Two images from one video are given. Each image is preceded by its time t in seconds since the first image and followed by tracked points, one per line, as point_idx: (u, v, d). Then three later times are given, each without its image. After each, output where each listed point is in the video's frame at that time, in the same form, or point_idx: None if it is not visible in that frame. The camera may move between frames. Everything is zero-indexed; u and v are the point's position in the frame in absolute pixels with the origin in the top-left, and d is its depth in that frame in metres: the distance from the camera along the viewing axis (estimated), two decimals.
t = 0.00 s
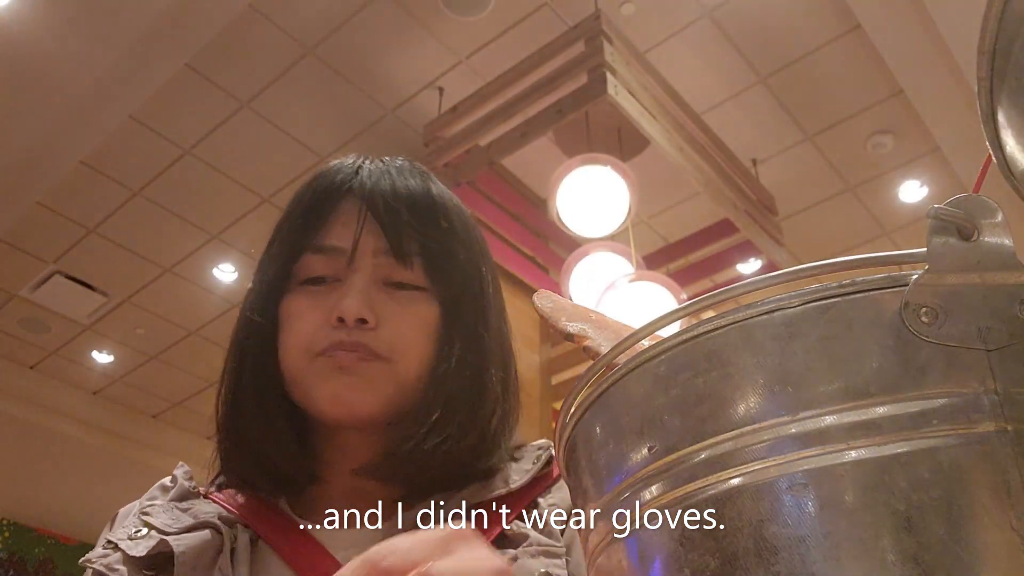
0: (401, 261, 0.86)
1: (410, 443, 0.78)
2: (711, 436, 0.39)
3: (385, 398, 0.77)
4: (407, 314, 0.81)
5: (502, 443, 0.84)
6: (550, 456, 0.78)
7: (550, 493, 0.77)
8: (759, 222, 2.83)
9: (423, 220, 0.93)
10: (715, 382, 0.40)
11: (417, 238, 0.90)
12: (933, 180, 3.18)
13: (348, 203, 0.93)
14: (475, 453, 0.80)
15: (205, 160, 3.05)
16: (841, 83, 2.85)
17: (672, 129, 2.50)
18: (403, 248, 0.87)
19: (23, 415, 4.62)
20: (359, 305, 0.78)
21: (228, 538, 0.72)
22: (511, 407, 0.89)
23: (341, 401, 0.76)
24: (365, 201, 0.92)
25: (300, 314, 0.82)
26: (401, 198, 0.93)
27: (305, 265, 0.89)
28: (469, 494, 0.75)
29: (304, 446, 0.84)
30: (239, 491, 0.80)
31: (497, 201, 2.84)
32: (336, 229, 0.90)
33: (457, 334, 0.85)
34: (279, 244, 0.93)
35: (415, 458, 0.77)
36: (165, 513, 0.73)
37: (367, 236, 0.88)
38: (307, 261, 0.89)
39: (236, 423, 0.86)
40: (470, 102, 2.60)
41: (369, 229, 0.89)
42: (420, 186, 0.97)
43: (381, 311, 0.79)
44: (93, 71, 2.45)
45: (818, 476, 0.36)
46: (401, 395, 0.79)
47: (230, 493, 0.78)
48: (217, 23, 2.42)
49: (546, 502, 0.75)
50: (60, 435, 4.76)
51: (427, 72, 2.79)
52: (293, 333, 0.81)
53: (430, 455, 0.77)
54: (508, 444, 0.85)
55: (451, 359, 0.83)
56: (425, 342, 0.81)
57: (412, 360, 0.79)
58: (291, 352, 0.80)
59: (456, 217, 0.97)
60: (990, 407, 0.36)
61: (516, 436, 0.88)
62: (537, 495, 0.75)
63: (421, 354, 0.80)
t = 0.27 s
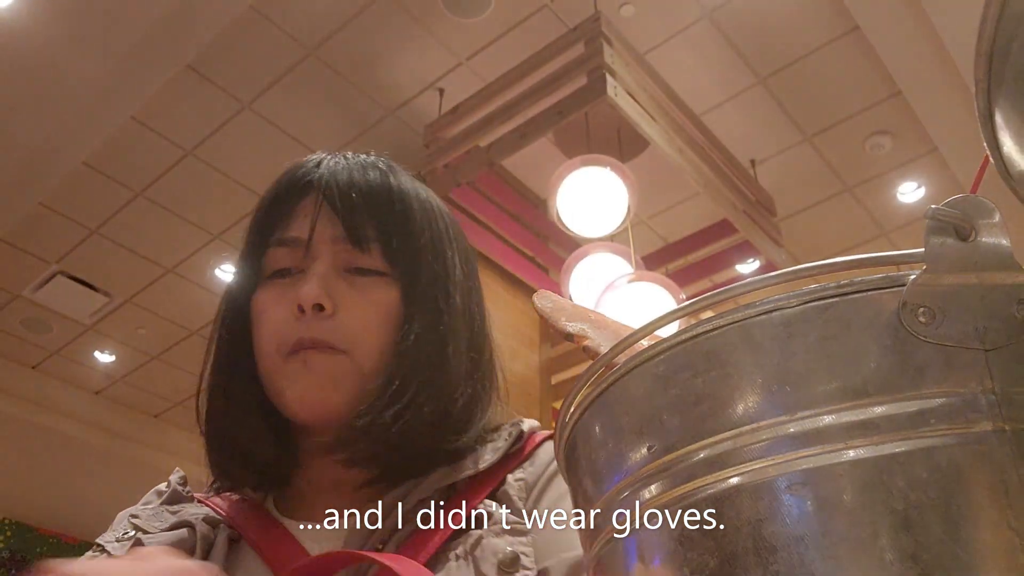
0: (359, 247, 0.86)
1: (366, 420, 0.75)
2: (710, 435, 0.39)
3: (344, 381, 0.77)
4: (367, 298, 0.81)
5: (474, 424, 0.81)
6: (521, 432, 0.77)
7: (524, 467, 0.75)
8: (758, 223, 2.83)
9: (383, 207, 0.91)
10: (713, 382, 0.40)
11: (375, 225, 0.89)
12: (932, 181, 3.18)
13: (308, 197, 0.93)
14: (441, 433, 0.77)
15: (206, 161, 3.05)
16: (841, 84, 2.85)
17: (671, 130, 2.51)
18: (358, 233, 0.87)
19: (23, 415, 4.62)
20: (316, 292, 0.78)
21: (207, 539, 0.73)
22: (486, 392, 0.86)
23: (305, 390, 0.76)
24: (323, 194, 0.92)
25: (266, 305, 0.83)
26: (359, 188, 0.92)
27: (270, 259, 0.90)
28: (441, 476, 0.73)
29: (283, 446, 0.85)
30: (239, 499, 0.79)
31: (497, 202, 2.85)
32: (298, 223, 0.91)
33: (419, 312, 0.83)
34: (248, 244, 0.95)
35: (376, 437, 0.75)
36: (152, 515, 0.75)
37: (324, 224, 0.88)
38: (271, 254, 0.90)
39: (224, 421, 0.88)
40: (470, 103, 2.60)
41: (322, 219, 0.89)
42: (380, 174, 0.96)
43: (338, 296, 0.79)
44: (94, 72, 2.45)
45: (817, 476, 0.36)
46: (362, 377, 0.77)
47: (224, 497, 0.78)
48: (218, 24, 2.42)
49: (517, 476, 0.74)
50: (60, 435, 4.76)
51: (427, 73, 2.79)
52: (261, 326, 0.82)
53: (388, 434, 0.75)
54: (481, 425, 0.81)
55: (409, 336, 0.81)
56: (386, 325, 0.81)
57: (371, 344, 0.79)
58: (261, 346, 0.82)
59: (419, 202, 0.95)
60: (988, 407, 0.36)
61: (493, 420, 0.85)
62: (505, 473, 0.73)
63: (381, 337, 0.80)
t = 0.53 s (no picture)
0: (333, 238, 0.85)
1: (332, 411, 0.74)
2: (710, 435, 0.39)
3: (311, 367, 0.76)
4: (342, 287, 0.81)
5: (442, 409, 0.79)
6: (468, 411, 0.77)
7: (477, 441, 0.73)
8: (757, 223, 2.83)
9: (357, 200, 0.90)
10: (713, 381, 0.40)
11: (347, 218, 0.88)
12: (931, 181, 3.18)
13: (287, 192, 0.93)
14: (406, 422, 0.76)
15: (206, 161, 3.05)
16: (841, 84, 2.85)
17: (670, 130, 2.51)
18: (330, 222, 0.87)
19: (23, 415, 4.62)
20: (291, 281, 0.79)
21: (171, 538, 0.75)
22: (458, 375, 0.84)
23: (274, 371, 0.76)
24: (299, 189, 0.92)
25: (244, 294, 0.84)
26: (334, 181, 0.91)
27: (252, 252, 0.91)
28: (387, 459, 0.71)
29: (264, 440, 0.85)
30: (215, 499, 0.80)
31: (497, 202, 2.85)
32: (276, 215, 0.91)
33: (385, 302, 0.81)
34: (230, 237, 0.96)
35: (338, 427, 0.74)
36: (128, 523, 0.79)
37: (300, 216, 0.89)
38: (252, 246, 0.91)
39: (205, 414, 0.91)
40: (470, 103, 2.60)
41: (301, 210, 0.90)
42: (356, 168, 0.94)
43: (314, 285, 0.80)
44: (94, 72, 2.45)
45: (818, 476, 0.36)
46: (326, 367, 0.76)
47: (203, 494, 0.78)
48: (218, 24, 2.42)
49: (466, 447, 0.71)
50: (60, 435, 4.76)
51: (427, 73, 2.79)
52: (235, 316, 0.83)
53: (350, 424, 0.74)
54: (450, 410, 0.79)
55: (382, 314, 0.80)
56: (352, 315, 0.79)
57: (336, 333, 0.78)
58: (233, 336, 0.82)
59: (396, 194, 0.93)
60: (988, 406, 0.36)
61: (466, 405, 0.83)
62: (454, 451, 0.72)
63: (348, 327, 0.79)
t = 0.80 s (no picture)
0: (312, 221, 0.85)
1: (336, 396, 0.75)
2: (710, 435, 0.39)
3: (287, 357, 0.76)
4: (318, 273, 0.80)
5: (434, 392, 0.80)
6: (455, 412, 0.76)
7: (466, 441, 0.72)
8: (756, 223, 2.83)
9: (333, 182, 0.90)
10: (713, 381, 0.40)
11: (327, 200, 0.88)
12: (931, 181, 3.18)
13: (262, 175, 0.93)
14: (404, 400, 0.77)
15: (206, 161, 3.05)
16: (841, 84, 2.85)
17: (671, 130, 2.50)
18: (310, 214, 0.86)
19: (23, 416, 4.62)
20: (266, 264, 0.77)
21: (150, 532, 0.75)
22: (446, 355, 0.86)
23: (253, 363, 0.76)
24: (277, 172, 0.92)
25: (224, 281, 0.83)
26: (311, 164, 0.92)
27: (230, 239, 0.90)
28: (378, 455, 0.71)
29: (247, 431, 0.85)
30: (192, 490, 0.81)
31: (496, 201, 2.85)
32: (251, 200, 0.91)
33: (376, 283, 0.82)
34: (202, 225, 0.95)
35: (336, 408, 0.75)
36: (105, 511, 0.78)
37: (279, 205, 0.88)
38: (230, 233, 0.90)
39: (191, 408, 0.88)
40: (470, 103, 2.60)
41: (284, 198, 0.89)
42: (334, 152, 0.95)
43: (293, 268, 0.79)
44: (95, 72, 2.45)
45: (818, 476, 0.36)
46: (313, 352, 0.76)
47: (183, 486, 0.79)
48: (218, 24, 2.42)
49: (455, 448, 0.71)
50: (60, 435, 4.76)
51: (427, 73, 2.79)
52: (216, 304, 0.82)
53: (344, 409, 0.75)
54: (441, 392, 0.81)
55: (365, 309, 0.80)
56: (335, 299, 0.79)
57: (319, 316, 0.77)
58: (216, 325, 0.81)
59: (374, 177, 0.94)
60: (988, 406, 0.36)
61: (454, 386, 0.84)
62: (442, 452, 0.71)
63: (336, 311, 0.79)
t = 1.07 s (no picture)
0: (292, 222, 0.85)
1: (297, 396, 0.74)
2: (711, 435, 0.39)
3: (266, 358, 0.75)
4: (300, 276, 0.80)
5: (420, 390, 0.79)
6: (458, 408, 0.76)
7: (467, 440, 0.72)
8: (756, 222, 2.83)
9: (319, 179, 0.89)
10: (713, 381, 0.40)
11: (300, 199, 0.87)
12: (932, 181, 3.18)
13: (242, 183, 0.93)
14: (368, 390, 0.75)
15: (206, 160, 3.05)
16: (841, 84, 2.85)
17: (671, 130, 2.51)
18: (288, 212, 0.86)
19: (24, 415, 4.62)
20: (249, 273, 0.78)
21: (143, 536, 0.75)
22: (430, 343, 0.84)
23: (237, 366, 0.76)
24: (254, 177, 0.91)
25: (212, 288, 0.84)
26: (284, 165, 0.90)
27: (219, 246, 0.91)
28: (370, 457, 0.71)
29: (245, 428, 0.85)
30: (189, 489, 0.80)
31: (496, 201, 2.85)
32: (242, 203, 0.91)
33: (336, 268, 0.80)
34: (194, 238, 0.97)
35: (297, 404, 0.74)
36: (104, 511, 0.79)
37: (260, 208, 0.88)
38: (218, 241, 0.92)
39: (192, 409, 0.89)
40: (470, 103, 2.60)
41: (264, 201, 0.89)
42: (308, 148, 0.93)
43: (273, 274, 0.79)
44: (95, 72, 2.45)
45: (818, 476, 0.36)
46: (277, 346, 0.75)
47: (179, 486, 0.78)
48: (218, 24, 2.42)
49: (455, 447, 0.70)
50: (60, 435, 4.76)
51: (427, 73, 2.79)
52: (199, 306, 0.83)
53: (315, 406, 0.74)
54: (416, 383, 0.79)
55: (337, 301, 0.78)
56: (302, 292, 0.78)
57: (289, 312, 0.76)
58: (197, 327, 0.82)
59: (350, 169, 0.92)
60: (989, 406, 0.36)
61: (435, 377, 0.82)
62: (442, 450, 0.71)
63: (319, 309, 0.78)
